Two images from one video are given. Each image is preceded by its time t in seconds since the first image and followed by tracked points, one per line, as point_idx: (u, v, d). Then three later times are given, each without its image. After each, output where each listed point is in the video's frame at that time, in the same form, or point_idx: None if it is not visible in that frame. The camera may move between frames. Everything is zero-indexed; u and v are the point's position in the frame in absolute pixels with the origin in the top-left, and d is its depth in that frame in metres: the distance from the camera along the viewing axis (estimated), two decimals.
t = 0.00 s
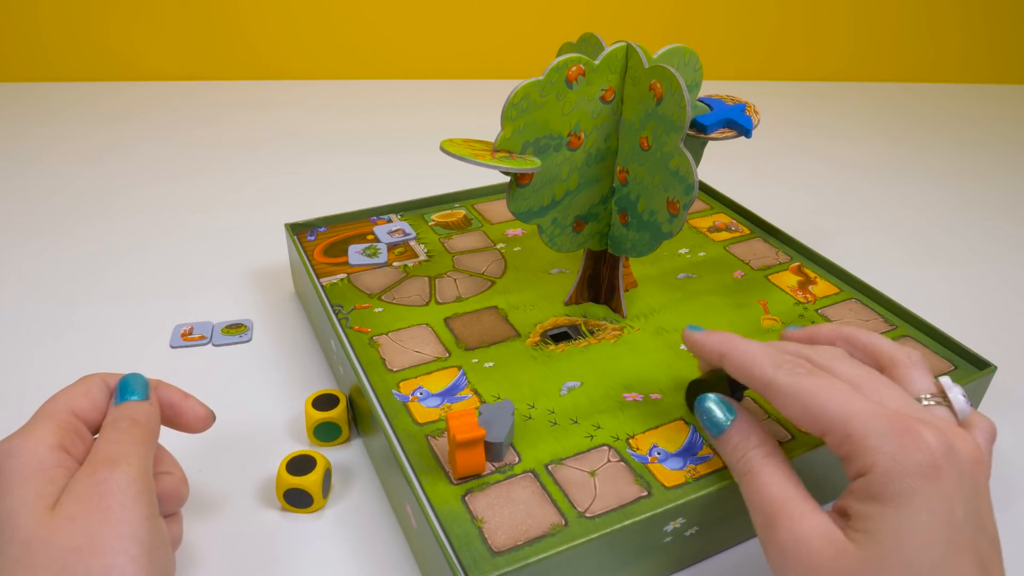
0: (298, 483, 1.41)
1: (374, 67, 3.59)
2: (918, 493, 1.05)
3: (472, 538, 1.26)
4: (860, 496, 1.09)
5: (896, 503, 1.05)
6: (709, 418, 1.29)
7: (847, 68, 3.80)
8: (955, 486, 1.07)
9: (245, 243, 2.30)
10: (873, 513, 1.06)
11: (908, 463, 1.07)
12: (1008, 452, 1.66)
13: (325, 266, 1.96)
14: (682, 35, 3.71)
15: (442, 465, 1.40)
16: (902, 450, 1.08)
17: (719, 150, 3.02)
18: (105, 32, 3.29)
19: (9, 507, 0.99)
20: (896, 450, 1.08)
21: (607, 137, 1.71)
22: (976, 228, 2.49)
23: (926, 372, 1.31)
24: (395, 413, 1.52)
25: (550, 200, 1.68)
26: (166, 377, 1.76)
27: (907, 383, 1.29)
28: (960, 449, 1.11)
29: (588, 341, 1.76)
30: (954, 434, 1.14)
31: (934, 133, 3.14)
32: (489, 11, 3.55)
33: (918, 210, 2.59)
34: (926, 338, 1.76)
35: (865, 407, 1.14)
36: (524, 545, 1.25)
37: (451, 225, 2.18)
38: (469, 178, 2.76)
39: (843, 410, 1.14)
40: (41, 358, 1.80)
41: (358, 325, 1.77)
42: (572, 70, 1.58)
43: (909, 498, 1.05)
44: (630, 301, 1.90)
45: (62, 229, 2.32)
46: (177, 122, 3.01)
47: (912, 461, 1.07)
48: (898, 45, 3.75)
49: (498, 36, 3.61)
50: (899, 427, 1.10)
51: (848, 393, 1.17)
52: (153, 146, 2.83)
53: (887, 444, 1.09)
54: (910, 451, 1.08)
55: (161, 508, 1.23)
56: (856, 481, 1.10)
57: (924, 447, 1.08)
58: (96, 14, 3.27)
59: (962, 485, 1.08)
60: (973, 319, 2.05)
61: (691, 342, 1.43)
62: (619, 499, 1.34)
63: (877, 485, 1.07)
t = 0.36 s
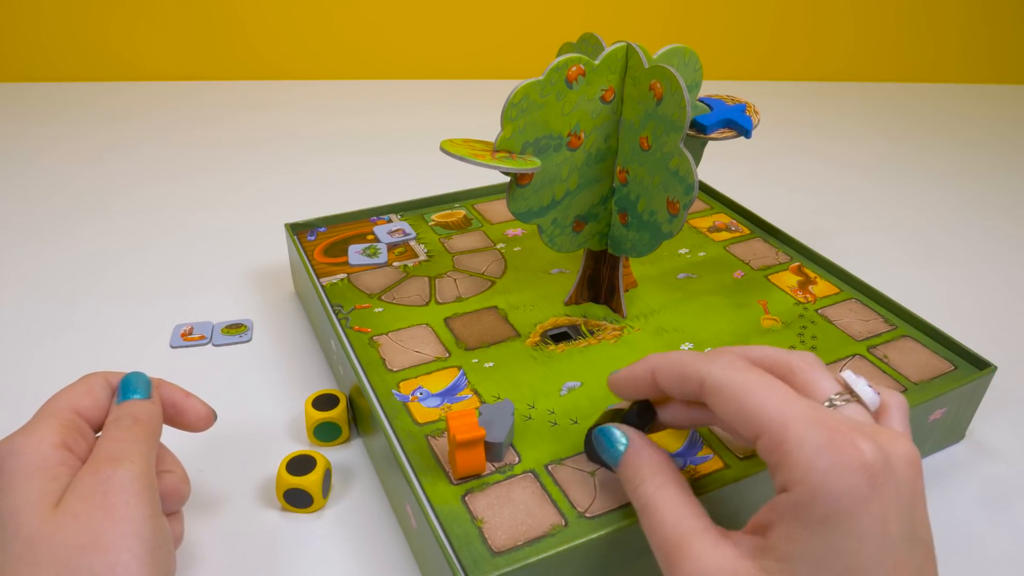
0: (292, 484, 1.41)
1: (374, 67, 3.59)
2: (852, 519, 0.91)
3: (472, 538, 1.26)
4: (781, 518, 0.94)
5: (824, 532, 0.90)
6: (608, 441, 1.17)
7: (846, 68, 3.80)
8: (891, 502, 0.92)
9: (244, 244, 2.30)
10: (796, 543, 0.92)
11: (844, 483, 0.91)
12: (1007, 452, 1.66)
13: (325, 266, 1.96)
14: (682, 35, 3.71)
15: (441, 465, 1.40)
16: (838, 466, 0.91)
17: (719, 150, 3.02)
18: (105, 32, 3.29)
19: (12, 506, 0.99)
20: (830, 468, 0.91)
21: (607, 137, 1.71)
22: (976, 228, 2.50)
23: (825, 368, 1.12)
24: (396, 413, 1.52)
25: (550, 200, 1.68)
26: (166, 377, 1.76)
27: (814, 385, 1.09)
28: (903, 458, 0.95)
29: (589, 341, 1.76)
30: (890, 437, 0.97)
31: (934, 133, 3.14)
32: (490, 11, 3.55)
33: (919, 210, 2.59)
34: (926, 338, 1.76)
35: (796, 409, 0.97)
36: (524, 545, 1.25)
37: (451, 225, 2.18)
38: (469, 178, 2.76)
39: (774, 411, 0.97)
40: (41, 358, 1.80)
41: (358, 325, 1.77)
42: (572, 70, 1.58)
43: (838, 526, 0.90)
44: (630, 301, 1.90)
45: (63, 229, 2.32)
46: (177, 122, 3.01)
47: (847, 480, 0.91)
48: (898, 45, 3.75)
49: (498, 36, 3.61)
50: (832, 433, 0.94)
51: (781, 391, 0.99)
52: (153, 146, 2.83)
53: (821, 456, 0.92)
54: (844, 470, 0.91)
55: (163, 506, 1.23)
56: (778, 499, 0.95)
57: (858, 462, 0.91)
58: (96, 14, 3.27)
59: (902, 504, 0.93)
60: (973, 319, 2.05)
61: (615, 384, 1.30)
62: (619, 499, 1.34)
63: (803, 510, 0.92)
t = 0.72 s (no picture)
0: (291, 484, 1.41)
1: (374, 67, 3.59)
2: (829, 522, 0.90)
3: (472, 538, 1.26)
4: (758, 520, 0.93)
5: (802, 534, 0.89)
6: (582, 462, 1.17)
7: (846, 68, 3.79)
8: (870, 505, 0.91)
9: (244, 244, 2.30)
10: (773, 547, 0.91)
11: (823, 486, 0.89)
12: (1007, 452, 1.66)
13: (325, 266, 1.96)
14: (681, 35, 3.71)
15: (441, 465, 1.40)
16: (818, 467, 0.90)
17: (719, 150, 3.02)
18: (105, 32, 3.29)
19: (14, 506, 0.99)
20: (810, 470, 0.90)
21: (607, 137, 1.71)
22: (976, 228, 2.50)
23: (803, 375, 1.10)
24: (396, 413, 1.52)
25: (550, 200, 1.68)
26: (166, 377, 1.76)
27: (791, 390, 1.07)
28: (881, 460, 0.94)
29: (588, 341, 1.76)
30: (868, 439, 0.96)
31: (934, 133, 3.14)
32: (489, 11, 3.55)
33: (919, 210, 2.59)
34: (926, 338, 1.76)
35: (779, 408, 0.94)
36: (524, 545, 1.25)
37: (451, 225, 2.18)
38: (469, 178, 2.76)
39: (756, 411, 0.95)
40: (41, 358, 1.80)
41: (358, 325, 1.77)
42: (573, 70, 1.58)
43: (816, 529, 0.89)
44: (630, 301, 1.90)
45: (62, 229, 2.32)
46: (177, 122, 3.01)
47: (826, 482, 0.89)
48: (898, 45, 3.75)
49: (499, 36, 3.61)
50: (814, 434, 0.92)
51: (764, 389, 0.97)
52: (153, 146, 2.83)
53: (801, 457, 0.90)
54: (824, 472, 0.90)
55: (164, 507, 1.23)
56: (756, 501, 0.93)
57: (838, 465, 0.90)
58: (96, 14, 3.27)
59: (880, 507, 0.92)
60: (973, 319, 2.05)
61: (593, 375, 1.22)
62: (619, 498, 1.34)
63: (781, 512, 0.90)
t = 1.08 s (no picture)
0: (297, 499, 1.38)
1: (374, 67, 3.59)
2: (839, 522, 0.90)
3: (472, 538, 1.26)
4: (770, 522, 0.91)
5: (817, 533, 0.89)
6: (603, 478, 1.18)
7: (847, 68, 3.79)
8: (873, 507, 0.92)
9: (244, 243, 2.30)
10: (790, 548, 0.88)
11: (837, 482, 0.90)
12: (1008, 452, 1.66)
13: (325, 266, 1.96)
14: (682, 35, 3.71)
15: (441, 465, 1.40)
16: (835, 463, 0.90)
17: (719, 150, 3.01)
18: (105, 32, 3.29)
19: (13, 505, 0.99)
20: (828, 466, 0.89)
21: (607, 137, 1.71)
22: (976, 228, 2.49)
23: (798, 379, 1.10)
24: (396, 414, 1.52)
25: (550, 200, 1.68)
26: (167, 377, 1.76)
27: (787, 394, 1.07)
28: (879, 464, 0.95)
29: (588, 341, 1.76)
30: (865, 442, 0.98)
31: (935, 133, 3.14)
32: (489, 11, 3.55)
33: (919, 210, 2.59)
34: (926, 338, 1.76)
35: (801, 403, 0.93)
36: (524, 545, 1.25)
37: (451, 225, 2.18)
38: (469, 178, 2.76)
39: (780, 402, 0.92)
40: (41, 358, 1.80)
41: (358, 325, 1.77)
42: (572, 70, 1.58)
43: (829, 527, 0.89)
44: (630, 301, 1.90)
45: (62, 229, 2.32)
46: (177, 122, 3.01)
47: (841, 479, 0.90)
48: (898, 45, 3.75)
49: (498, 36, 3.61)
50: (829, 433, 0.91)
51: (786, 378, 0.95)
52: (153, 146, 2.83)
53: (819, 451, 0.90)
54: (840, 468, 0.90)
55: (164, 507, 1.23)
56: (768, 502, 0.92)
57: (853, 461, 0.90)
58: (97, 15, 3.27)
59: (882, 509, 0.93)
60: (974, 319, 2.05)
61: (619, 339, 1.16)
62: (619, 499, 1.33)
63: (797, 512, 0.89)
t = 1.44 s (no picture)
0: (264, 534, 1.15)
1: (374, 68, 3.59)
2: None
3: (472, 538, 1.26)
4: None
5: None
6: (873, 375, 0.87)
7: (847, 68, 3.79)
8: None
9: (245, 243, 2.30)
10: None
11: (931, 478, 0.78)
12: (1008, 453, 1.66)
13: (325, 266, 1.96)
14: (682, 35, 3.71)
15: (441, 465, 1.40)
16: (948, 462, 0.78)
17: (720, 150, 3.02)
18: (105, 32, 3.29)
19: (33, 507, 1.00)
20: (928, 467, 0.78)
21: (607, 137, 1.71)
22: (976, 228, 2.49)
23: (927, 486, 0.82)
24: (396, 413, 1.52)
25: (550, 200, 1.68)
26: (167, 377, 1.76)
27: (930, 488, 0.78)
28: None
29: (588, 341, 1.76)
30: None
31: (935, 133, 3.14)
32: (490, 11, 3.55)
33: (919, 210, 2.59)
34: (925, 338, 1.76)
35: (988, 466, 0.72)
36: (524, 545, 1.25)
37: (451, 225, 2.18)
38: (469, 178, 2.76)
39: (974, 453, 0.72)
40: (41, 358, 1.80)
41: (358, 325, 1.77)
42: (573, 70, 1.58)
43: (977, 574, 0.72)
44: (630, 301, 1.90)
45: (62, 229, 2.32)
46: (177, 122, 3.01)
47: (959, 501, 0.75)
48: (898, 45, 3.75)
49: (499, 36, 3.61)
50: None
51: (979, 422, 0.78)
52: (153, 146, 2.83)
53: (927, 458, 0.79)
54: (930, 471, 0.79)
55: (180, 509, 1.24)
56: None
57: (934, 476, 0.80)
58: (97, 14, 3.27)
59: None
60: (973, 319, 2.05)
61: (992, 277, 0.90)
62: (619, 499, 1.33)
63: None
